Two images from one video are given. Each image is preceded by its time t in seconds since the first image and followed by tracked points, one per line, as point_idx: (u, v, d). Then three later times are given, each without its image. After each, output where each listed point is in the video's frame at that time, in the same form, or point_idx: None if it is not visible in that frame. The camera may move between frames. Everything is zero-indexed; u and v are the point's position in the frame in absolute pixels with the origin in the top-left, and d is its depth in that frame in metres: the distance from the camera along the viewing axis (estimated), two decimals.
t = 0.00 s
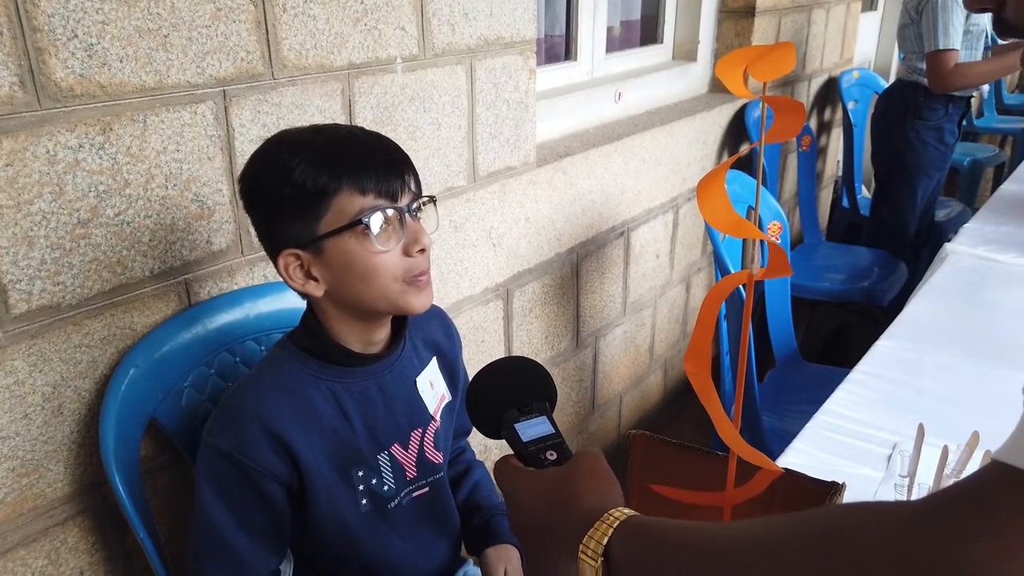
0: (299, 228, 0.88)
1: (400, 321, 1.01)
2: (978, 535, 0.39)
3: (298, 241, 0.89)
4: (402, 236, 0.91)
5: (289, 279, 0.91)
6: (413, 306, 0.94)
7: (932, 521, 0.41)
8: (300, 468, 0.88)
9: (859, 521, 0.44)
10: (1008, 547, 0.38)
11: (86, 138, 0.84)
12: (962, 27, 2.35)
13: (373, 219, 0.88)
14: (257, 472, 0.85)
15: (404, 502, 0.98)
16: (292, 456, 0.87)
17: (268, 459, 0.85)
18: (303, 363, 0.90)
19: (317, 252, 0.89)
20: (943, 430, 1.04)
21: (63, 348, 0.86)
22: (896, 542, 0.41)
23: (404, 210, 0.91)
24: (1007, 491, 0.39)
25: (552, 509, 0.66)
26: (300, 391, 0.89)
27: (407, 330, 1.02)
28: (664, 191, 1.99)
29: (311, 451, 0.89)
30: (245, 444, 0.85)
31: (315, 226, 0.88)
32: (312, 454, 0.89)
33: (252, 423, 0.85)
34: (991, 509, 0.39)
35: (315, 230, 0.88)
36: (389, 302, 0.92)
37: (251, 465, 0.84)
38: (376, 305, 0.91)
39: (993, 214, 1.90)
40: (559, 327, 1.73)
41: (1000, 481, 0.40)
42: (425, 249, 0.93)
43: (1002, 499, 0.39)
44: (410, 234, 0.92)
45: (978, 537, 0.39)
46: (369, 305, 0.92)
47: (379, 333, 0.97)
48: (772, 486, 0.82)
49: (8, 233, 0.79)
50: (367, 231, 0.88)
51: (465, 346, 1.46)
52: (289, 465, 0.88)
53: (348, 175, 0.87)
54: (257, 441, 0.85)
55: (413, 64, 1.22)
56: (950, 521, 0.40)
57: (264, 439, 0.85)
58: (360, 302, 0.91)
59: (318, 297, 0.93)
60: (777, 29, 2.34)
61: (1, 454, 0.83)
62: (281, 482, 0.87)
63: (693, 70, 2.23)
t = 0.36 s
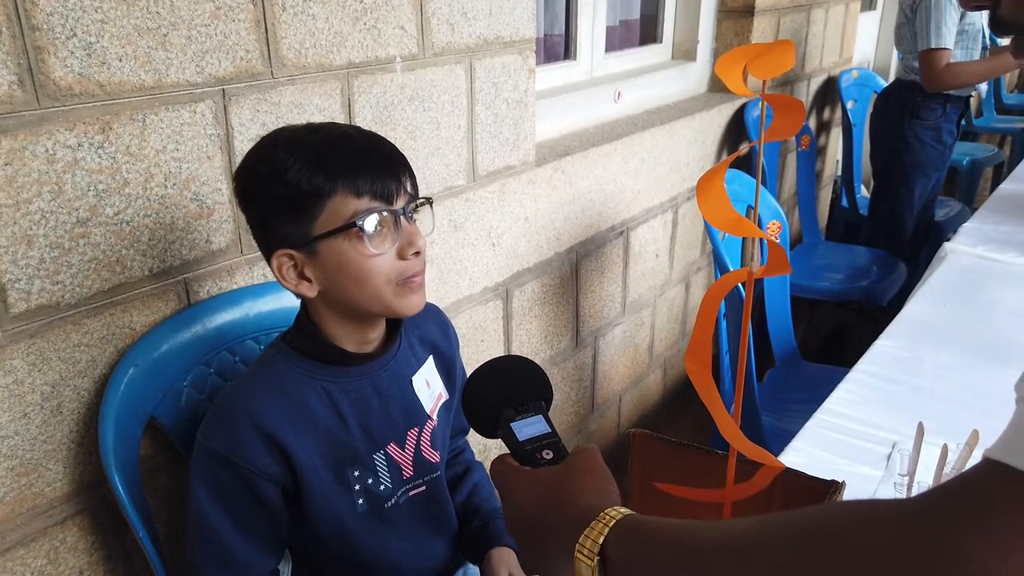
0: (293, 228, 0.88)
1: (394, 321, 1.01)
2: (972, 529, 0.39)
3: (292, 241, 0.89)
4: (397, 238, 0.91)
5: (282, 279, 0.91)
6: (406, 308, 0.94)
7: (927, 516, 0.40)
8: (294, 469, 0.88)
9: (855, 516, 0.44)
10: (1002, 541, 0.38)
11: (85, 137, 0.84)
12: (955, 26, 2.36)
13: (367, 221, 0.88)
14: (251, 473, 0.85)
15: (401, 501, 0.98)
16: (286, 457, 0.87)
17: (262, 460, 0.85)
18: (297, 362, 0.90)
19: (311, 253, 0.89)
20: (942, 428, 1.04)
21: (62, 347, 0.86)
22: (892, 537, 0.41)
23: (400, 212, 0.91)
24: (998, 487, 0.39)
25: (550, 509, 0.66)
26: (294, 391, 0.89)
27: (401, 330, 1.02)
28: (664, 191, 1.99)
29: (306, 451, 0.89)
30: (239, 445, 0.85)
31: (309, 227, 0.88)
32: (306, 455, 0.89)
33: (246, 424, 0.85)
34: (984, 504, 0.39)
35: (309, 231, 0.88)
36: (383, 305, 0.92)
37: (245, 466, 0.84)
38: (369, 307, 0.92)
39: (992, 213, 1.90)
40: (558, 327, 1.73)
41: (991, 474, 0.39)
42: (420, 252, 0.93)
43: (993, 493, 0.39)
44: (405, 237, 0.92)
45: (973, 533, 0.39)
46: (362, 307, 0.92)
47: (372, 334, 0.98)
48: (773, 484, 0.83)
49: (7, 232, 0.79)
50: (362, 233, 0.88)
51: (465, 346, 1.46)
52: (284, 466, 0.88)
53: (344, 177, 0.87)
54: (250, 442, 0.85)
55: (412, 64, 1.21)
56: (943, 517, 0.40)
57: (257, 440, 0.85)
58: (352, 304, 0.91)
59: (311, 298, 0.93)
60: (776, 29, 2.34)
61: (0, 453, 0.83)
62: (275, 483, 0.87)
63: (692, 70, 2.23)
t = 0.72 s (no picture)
0: (289, 228, 0.88)
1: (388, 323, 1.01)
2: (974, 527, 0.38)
3: (287, 241, 0.89)
4: (393, 241, 0.91)
5: (277, 279, 0.91)
6: (401, 311, 0.94)
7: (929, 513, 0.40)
8: (290, 469, 0.88)
9: (858, 511, 0.44)
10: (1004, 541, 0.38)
11: (83, 137, 0.83)
12: (954, 27, 2.37)
13: (364, 223, 0.88)
14: (247, 474, 0.85)
15: (399, 501, 0.98)
16: (282, 458, 0.87)
17: (257, 461, 0.85)
18: (291, 362, 0.90)
19: (306, 253, 0.89)
20: (940, 428, 1.04)
21: (60, 347, 0.86)
22: (892, 533, 0.41)
23: (396, 214, 0.91)
24: (1001, 486, 0.38)
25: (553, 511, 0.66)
26: (289, 392, 0.89)
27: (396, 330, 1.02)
28: (662, 191, 1.99)
29: (302, 452, 0.89)
30: (234, 446, 0.85)
31: (305, 228, 0.88)
32: (302, 455, 0.89)
33: (241, 425, 0.85)
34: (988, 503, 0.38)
35: (305, 232, 0.88)
36: (378, 307, 0.92)
37: (241, 467, 0.84)
38: (364, 308, 0.91)
39: (991, 213, 1.90)
40: (557, 327, 1.73)
41: (997, 473, 0.39)
42: (415, 256, 0.93)
43: (997, 492, 0.38)
44: (401, 240, 0.92)
45: (974, 532, 0.38)
46: (356, 309, 0.92)
47: (367, 336, 0.97)
48: (773, 486, 0.83)
49: (4, 232, 0.79)
50: (358, 235, 0.88)
51: (463, 346, 1.45)
52: (280, 466, 0.87)
53: (341, 178, 0.87)
54: (246, 443, 0.85)
55: (411, 64, 1.21)
56: (945, 514, 0.40)
57: (252, 440, 0.85)
58: (347, 305, 0.91)
59: (306, 298, 0.93)
60: (775, 28, 2.34)
61: None
62: (272, 484, 0.87)
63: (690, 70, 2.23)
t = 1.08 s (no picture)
0: (285, 228, 0.88)
1: (386, 322, 1.01)
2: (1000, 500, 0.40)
3: (283, 241, 0.89)
4: (389, 239, 0.91)
5: (273, 279, 0.91)
6: (399, 310, 0.93)
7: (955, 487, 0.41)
8: (288, 471, 0.87)
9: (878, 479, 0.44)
10: None
11: (81, 137, 0.83)
12: (948, 27, 2.40)
13: (358, 222, 0.88)
14: (245, 476, 0.84)
15: (397, 502, 0.98)
16: (280, 459, 0.87)
17: (255, 463, 0.85)
18: (288, 362, 0.90)
19: (302, 253, 0.89)
20: (940, 427, 1.04)
21: (58, 347, 0.86)
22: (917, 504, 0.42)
23: (391, 213, 0.91)
24: None
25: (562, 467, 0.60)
26: (288, 394, 0.89)
27: (394, 330, 1.02)
28: (661, 190, 1.99)
29: (300, 453, 0.88)
30: (233, 448, 0.85)
31: (301, 228, 0.88)
32: (300, 457, 0.89)
33: (239, 427, 0.85)
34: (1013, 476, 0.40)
35: (300, 231, 0.88)
36: (375, 307, 0.92)
37: (239, 469, 0.84)
38: (361, 308, 0.91)
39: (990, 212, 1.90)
40: (556, 327, 1.73)
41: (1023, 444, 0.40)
42: (412, 254, 0.93)
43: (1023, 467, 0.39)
44: (397, 238, 0.92)
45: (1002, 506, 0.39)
46: (353, 309, 0.91)
47: (365, 336, 0.97)
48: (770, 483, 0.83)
49: (2, 232, 0.79)
50: (353, 234, 0.88)
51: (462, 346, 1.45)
52: (278, 468, 0.87)
53: (336, 177, 0.87)
54: (244, 445, 0.85)
55: (409, 63, 1.21)
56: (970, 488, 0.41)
57: (251, 443, 0.85)
58: (344, 305, 0.91)
59: (303, 299, 0.93)
60: (773, 28, 2.34)
61: None
62: (270, 486, 0.87)
63: (689, 69, 2.23)
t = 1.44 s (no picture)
0: (282, 227, 0.88)
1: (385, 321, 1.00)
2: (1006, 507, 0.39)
3: (280, 239, 0.89)
4: (386, 238, 0.91)
5: (271, 278, 0.91)
6: (397, 308, 0.93)
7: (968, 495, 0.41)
8: (286, 471, 0.87)
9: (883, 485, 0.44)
10: None
11: (80, 136, 0.83)
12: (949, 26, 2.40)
13: (356, 220, 0.88)
14: (244, 476, 0.84)
15: (396, 502, 0.98)
16: (278, 459, 0.87)
17: (253, 462, 0.85)
18: (285, 361, 0.90)
19: (299, 252, 0.89)
20: (940, 427, 1.03)
21: (57, 346, 0.86)
22: (922, 507, 0.41)
23: (389, 211, 0.91)
24: None
25: (571, 474, 0.58)
26: (286, 394, 0.89)
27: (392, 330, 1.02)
28: (661, 190, 1.99)
29: (299, 453, 0.88)
30: (231, 448, 0.84)
31: (299, 226, 0.88)
32: (298, 457, 0.89)
33: (238, 428, 0.85)
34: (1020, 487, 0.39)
35: (298, 229, 0.88)
36: (372, 306, 0.91)
37: (238, 469, 0.84)
38: (358, 307, 0.91)
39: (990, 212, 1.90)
40: (555, 327, 1.73)
41: None
42: (409, 253, 0.92)
43: None
44: (394, 237, 0.91)
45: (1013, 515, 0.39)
46: (350, 308, 0.91)
47: (364, 335, 0.97)
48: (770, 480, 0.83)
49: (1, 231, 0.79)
50: (350, 232, 0.88)
51: (462, 345, 1.45)
52: (276, 468, 0.87)
53: (333, 175, 0.87)
54: (243, 445, 0.85)
55: (409, 62, 1.21)
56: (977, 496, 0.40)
57: (249, 443, 0.85)
58: (342, 304, 0.91)
59: (300, 297, 0.93)
60: (773, 28, 2.35)
61: None
62: (268, 485, 0.87)
63: (689, 69, 2.23)
